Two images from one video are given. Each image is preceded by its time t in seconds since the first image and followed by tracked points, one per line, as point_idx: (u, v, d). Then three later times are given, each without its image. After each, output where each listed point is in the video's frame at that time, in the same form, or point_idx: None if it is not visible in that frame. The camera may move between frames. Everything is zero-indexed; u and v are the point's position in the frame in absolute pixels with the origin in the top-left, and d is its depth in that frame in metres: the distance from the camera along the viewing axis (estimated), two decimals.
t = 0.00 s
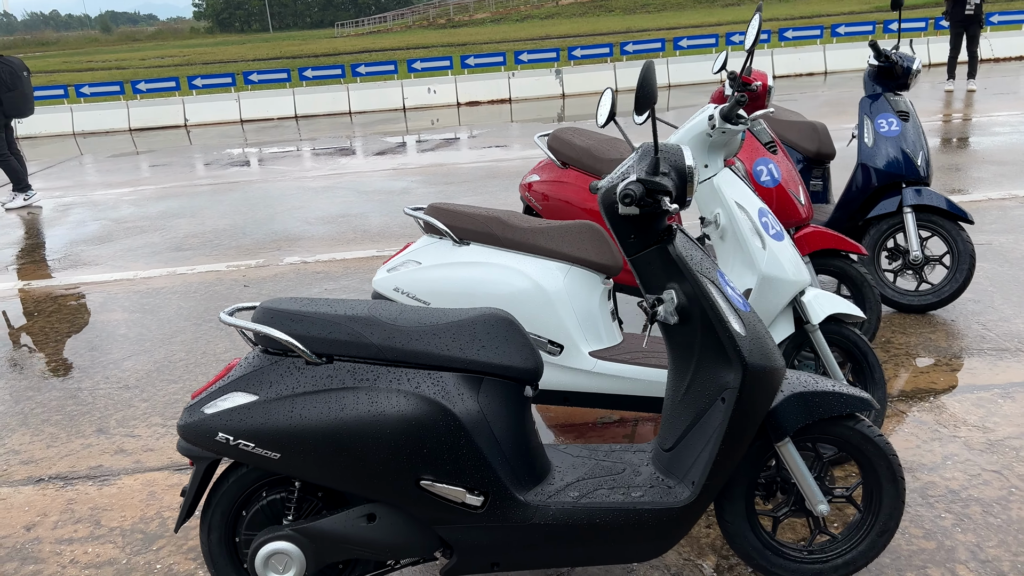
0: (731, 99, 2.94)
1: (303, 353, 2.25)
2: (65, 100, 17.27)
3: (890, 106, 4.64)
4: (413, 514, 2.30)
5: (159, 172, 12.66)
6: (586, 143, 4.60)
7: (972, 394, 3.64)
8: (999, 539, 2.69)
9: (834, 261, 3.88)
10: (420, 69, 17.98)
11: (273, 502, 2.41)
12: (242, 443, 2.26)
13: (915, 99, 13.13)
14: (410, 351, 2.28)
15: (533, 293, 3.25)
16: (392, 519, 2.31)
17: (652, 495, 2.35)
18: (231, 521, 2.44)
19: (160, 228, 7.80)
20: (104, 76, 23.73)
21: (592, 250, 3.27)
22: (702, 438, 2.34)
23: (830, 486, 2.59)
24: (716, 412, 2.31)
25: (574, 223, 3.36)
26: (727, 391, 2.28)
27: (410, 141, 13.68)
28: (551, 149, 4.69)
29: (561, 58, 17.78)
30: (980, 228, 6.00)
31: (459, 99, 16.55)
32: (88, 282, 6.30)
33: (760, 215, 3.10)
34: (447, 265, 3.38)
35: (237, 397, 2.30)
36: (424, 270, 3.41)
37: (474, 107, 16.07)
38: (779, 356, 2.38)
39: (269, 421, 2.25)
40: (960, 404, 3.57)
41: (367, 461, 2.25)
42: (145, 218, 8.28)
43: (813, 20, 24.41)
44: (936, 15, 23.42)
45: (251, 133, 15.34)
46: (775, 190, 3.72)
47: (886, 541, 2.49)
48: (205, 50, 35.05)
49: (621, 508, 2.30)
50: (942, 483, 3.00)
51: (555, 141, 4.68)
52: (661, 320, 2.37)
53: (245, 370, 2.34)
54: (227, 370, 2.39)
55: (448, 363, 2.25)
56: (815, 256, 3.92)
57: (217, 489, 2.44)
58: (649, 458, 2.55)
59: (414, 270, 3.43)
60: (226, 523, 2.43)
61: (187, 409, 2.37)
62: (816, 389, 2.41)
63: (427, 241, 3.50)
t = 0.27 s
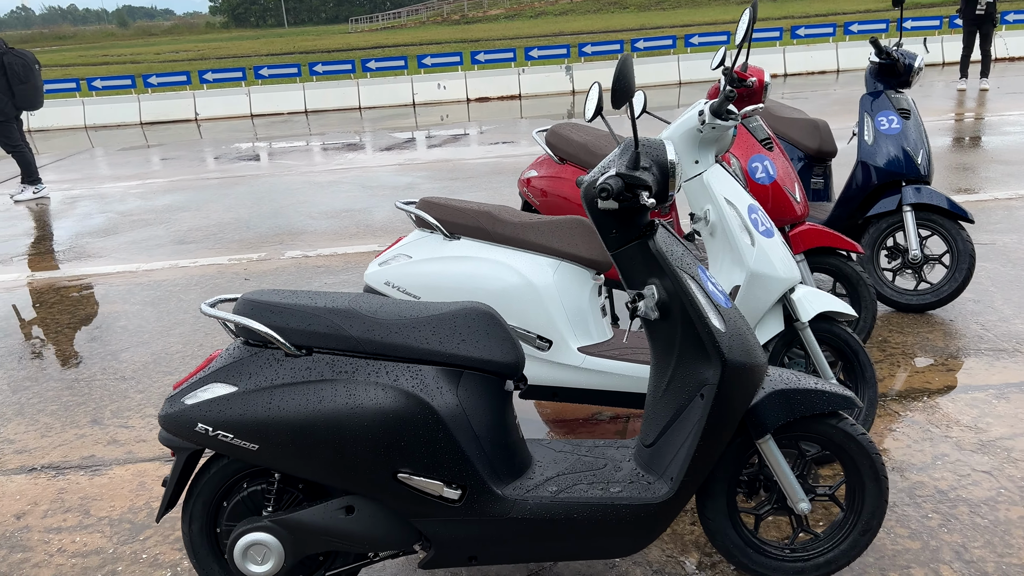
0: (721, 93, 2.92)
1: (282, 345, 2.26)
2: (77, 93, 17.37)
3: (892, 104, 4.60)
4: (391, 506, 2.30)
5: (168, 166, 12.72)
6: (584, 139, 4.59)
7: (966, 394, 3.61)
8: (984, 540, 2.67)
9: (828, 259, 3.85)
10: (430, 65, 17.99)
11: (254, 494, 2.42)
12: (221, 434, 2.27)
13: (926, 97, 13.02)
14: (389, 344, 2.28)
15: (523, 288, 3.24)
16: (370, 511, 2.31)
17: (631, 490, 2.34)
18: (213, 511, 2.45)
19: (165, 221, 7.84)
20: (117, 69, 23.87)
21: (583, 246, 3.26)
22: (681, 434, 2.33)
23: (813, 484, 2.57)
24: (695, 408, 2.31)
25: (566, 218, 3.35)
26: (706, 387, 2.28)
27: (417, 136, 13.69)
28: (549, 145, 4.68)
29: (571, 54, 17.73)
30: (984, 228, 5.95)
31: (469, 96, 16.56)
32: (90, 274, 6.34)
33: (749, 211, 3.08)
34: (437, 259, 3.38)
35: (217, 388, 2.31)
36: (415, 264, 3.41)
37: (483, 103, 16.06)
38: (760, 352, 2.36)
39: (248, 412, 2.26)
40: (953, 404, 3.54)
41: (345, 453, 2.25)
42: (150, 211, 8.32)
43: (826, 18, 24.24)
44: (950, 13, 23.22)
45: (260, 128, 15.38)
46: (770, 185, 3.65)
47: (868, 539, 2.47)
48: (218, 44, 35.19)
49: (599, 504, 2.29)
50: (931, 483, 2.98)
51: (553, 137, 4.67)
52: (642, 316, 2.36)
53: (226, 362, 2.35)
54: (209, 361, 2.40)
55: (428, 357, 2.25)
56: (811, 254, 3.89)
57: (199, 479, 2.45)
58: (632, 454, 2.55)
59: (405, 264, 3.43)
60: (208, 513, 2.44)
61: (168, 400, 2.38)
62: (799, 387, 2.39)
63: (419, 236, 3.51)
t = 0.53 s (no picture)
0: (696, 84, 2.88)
1: (240, 336, 2.23)
2: (79, 85, 17.39)
3: (881, 97, 4.54)
4: (350, 499, 2.27)
5: (167, 158, 12.73)
6: (570, 131, 4.54)
7: (950, 391, 3.56)
8: (958, 538, 2.63)
9: (812, 254, 3.80)
10: (432, 58, 17.94)
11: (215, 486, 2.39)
12: (178, 425, 2.24)
13: (930, 91, 12.91)
14: (348, 335, 2.25)
15: (498, 281, 3.21)
16: (329, 504, 2.28)
17: (594, 485, 2.31)
18: (173, 503, 2.42)
19: (159, 213, 7.83)
20: (121, 62, 23.89)
21: (559, 238, 3.22)
22: (645, 428, 2.31)
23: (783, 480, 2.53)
24: (658, 402, 2.29)
25: (542, 210, 3.32)
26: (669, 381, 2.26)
27: (417, 129, 13.66)
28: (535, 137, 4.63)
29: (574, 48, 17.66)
30: (979, 222, 5.88)
31: (471, 89, 16.51)
32: (81, 266, 6.33)
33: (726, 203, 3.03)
34: (412, 251, 3.34)
35: (175, 379, 2.28)
36: (390, 255, 3.37)
37: (484, 97, 16.01)
38: (727, 346, 2.33)
39: (205, 403, 2.23)
40: (935, 400, 3.49)
41: (303, 446, 2.22)
42: (144, 203, 8.31)
43: (833, 11, 24.10)
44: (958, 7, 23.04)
45: (261, 120, 15.38)
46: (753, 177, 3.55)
47: (838, 536, 2.43)
48: (223, 37, 35.22)
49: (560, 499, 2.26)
50: (907, 480, 2.94)
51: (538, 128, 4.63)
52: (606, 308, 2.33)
53: (185, 352, 2.32)
54: (169, 351, 2.37)
55: (388, 349, 2.22)
56: (795, 247, 3.85)
57: (159, 471, 2.42)
58: (599, 448, 2.51)
59: (380, 256, 3.39)
60: (168, 505, 2.41)
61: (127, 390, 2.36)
62: (767, 380, 2.34)
63: (395, 227, 3.47)
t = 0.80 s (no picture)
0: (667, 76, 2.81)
1: (188, 337, 2.17)
2: (76, 79, 17.34)
3: (870, 88, 4.45)
4: (302, 504, 2.20)
5: (162, 152, 12.67)
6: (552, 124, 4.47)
7: (934, 389, 3.48)
8: (934, 543, 2.56)
9: (795, 251, 3.72)
10: (430, 50, 17.83)
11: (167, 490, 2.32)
12: (125, 428, 2.18)
13: (931, 82, 12.76)
14: (299, 336, 2.18)
15: (469, 277, 3.14)
16: (282, 509, 2.21)
17: (554, 489, 2.25)
18: (125, 507, 2.36)
19: (148, 207, 7.78)
20: (121, 55, 23.84)
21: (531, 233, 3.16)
22: (606, 430, 2.25)
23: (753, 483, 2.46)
24: (619, 404, 2.23)
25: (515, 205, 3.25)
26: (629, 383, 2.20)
27: (414, 122, 13.58)
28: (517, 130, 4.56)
29: (573, 39, 17.54)
30: (973, 216, 5.79)
31: (469, 81, 16.41)
32: (66, 261, 6.28)
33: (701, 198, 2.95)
34: (383, 248, 3.27)
35: (123, 380, 2.22)
36: (360, 252, 3.31)
37: (483, 89, 15.91)
38: (691, 346, 2.26)
39: (152, 406, 2.17)
40: (919, 399, 3.42)
41: (253, 450, 2.16)
42: (134, 197, 8.26)
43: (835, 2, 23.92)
44: None
45: (258, 113, 15.31)
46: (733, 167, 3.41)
47: (807, 541, 2.36)
48: (224, 30, 35.15)
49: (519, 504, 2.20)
50: (885, 482, 2.87)
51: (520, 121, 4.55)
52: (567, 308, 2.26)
53: (134, 353, 2.26)
54: (118, 352, 2.30)
55: (341, 351, 2.16)
56: (777, 243, 3.77)
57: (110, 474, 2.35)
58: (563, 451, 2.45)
59: (350, 252, 3.33)
60: (120, 509, 2.34)
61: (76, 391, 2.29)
62: (733, 382, 2.27)
63: (365, 223, 3.40)
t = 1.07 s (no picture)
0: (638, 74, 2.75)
1: (131, 353, 2.09)
2: (74, 73, 17.28)
3: (860, 83, 4.34)
4: (251, 524, 2.12)
5: (158, 147, 12.61)
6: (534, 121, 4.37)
7: (921, 394, 3.39)
8: (912, 558, 2.47)
9: (779, 250, 3.62)
10: (430, 42, 17.71)
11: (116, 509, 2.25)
12: (67, 447, 2.10)
13: (935, 72, 12.58)
14: (246, 350, 2.10)
15: (438, 282, 3.06)
16: (229, 529, 2.13)
17: (513, 508, 2.17)
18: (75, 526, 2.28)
19: (137, 204, 7.72)
20: (122, 48, 23.79)
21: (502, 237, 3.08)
22: (567, 446, 2.18)
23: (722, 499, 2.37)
24: (578, 419, 2.16)
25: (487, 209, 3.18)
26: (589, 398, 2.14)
27: (411, 115, 13.48)
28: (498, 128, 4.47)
29: (573, 31, 17.38)
30: (970, 212, 5.67)
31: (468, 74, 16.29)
32: (50, 260, 6.22)
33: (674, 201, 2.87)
34: (351, 252, 3.20)
35: (65, 397, 2.14)
36: (329, 256, 3.23)
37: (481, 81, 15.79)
38: (655, 359, 2.19)
39: (94, 423, 2.10)
40: (905, 405, 3.32)
41: (199, 469, 2.09)
42: (124, 194, 8.19)
43: None
44: None
45: (256, 107, 15.22)
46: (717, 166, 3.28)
47: (779, 559, 2.26)
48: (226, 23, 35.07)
49: (476, 524, 2.13)
50: (865, 494, 2.78)
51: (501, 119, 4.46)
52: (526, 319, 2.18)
53: (78, 368, 2.18)
54: (63, 366, 2.23)
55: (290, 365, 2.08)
56: (761, 243, 3.67)
57: (58, 492, 2.28)
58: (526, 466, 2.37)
59: (318, 257, 3.25)
60: (69, 528, 2.27)
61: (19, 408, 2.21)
62: (699, 395, 2.17)
63: (335, 227, 3.32)
